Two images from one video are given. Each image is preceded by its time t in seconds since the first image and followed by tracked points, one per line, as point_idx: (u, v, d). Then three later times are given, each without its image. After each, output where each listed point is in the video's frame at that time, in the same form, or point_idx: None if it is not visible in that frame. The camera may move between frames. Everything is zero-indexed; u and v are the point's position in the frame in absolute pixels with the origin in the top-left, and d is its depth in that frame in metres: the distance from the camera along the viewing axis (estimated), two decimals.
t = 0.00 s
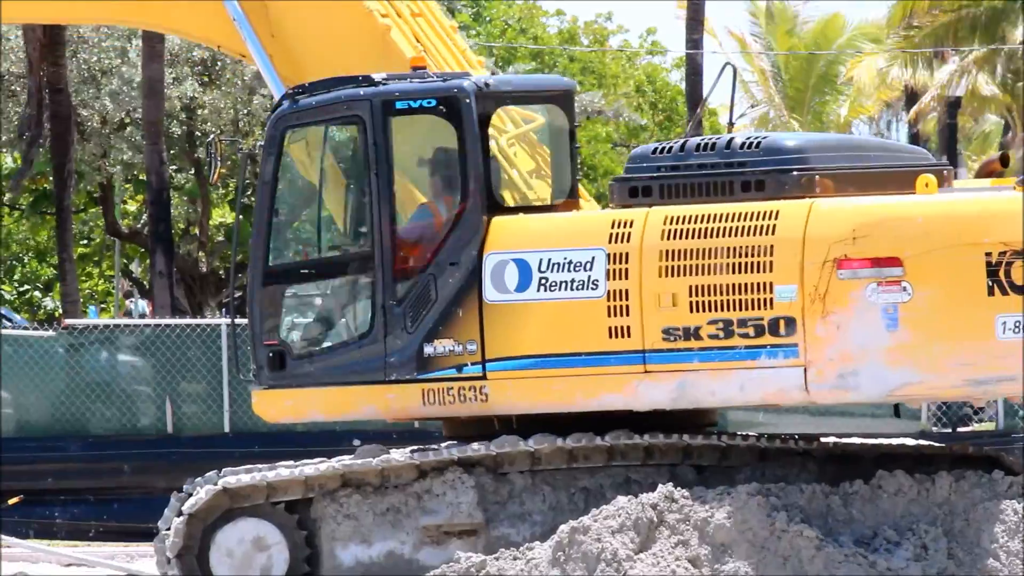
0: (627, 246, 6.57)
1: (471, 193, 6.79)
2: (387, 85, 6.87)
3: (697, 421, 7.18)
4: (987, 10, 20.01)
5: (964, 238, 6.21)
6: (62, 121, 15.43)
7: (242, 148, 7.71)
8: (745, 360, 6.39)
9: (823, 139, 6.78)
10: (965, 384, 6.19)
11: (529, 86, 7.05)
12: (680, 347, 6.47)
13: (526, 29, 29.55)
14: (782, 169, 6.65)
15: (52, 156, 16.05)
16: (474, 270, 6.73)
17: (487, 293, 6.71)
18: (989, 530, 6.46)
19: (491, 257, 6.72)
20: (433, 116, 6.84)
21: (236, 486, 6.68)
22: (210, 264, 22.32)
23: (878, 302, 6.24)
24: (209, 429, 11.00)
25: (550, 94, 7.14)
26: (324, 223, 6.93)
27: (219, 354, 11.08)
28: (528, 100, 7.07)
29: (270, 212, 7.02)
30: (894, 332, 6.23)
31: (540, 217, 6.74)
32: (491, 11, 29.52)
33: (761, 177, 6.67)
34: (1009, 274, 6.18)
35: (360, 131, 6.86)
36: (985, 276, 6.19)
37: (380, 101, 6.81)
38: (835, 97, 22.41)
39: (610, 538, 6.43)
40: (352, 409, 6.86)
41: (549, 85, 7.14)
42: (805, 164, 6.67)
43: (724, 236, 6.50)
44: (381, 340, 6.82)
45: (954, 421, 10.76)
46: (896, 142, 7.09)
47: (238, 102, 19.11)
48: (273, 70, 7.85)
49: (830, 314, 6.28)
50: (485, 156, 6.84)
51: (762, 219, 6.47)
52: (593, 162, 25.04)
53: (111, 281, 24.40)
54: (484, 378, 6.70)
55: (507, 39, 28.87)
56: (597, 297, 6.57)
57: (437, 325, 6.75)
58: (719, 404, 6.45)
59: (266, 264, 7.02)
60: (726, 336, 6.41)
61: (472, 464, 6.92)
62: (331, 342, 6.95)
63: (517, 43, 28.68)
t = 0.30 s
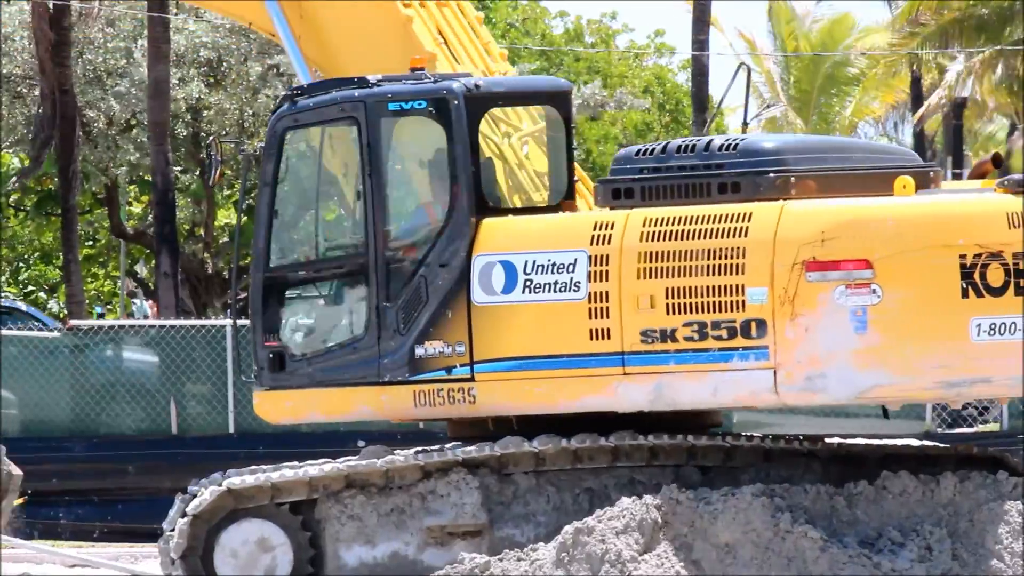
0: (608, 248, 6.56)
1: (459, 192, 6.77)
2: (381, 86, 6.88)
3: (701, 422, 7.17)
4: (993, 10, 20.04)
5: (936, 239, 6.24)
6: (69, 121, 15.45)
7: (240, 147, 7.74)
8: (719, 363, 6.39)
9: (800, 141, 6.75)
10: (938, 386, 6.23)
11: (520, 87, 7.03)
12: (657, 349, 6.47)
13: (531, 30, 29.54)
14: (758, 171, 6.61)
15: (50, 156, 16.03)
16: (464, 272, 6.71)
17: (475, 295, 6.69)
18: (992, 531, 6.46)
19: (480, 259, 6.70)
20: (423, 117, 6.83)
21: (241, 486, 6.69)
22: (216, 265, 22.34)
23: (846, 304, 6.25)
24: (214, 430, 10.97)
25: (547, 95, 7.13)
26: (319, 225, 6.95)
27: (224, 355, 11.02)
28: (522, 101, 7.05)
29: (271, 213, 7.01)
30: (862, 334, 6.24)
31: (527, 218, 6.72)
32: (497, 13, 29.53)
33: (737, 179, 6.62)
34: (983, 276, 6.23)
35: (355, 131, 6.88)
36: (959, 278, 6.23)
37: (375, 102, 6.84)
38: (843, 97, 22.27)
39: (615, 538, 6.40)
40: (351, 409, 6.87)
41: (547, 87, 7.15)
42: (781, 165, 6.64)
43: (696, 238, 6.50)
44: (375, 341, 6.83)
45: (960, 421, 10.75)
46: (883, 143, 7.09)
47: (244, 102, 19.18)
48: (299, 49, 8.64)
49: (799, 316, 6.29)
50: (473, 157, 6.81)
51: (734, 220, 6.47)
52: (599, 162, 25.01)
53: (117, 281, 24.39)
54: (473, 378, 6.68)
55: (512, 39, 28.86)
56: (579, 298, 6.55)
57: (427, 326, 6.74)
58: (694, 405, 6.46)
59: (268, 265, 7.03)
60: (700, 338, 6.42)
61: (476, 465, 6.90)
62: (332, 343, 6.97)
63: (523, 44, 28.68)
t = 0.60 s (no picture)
0: (579, 249, 6.57)
1: (442, 192, 6.77)
2: (370, 87, 6.92)
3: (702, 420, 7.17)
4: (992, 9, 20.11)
5: (894, 242, 6.23)
6: (70, 121, 15.46)
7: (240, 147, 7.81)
8: (680, 364, 6.39)
9: (764, 144, 6.81)
10: (896, 388, 6.20)
11: (505, 89, 7.04)
12: (626, 350, 6.46)
13: (532, 30, 29.54)
14: (722, 173, 6.65)
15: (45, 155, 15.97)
16: (447, 272, 6.72)
17: (456, 296, 6.70)
18: (993, 530, 6.45)
19: (460, 259, 6.71)
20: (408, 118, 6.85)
21: (242, 485, 6.70)
22: (217, 265, 22.36)
23: (800, 306, 6.24)
24: (215, 429, 10.93)
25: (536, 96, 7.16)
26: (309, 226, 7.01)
27: (225, 354, 11.01)
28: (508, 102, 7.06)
29: (270, 214, 7.09)
30: (817, 336, 6.23)
31: (508, 219, 6.73)
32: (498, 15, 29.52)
33: (701, 181, 6.67)
34: (944, 278, 6.22)
35: (345, 131, 6.92)
36: (919, 280, 6.21)
37: (363, 103, 6.88)
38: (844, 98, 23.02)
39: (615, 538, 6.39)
40: (341, 409, 6.87)
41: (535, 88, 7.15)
42: (747, 168, 6.68)
43: (656, 240, 6.51)
44: (364, 342, 6.85)
45: (961, 421, 10.74)
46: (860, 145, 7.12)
47: (245, 102, 19.23)
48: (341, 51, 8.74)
49: (753, 319, 6.28)
50: (456, 157, 6.82)
51: (695, 223, 6.48)
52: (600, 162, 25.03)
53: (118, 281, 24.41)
54: (455, 379, 6.69)
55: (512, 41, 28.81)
56: (552, 300, 6.55)
57: (415, 325, 6.75)
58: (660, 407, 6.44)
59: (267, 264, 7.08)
60: (663, 340, 6.42)
61: (477, 464, 6.90)
62: (329, 342, 6.99)
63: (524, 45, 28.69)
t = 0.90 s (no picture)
0: (540, 252, 6.55)
1: (416, 194, 6.80)
2: (355, 89, 6.98)
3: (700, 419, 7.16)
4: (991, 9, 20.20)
5: (839, 245, 6.24)
6: (68, 121, 15.45)
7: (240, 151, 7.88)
8: (629, 367, 6.38)
9: (719, 145, 6.75)
10: (839, 391, 6.21)
11: (485, 89, 7.08)
12: (582, 352, 6.45)
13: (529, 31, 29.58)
14: (673, 176, 6.63)
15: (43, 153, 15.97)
16: (422, 275, 6.72)
17: (430, 297, 6.70)
18: (991, 531, 6.47)
19: (436, 261, 6.71)
20: (386, 119, 6.89)
21: (240, 486, 6.69)
22: (215, 265, 22.39)
23: (740, 310, 6.23)
24: (214, 430, 10.95)
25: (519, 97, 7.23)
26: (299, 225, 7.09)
27: (223, 355, 11.02)
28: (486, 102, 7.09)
29: (265, 215, 7.13)
30: (757, 340, 6.22)
31: (482, 220, 6.73)
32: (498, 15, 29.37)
33: (653, 183, 6.65)
34: (892, 281, 6.23)
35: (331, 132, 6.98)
36: (864, 283, 6.22)
37: (347, 104, 6.93)
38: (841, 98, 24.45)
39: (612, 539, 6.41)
40: (328, 410, 6.88)
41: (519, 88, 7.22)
42: (699, 171, 6.64)
43: (606, 243, 6.48)
44: (348, 343, 6.87)
45: (960, 422, 10.88)
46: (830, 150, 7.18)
47: (243, 103, 19.25)
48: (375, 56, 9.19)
49: (694, 322, 6.27)
50: (431, 156, 6.83)
51: (641, 225, 6.46)
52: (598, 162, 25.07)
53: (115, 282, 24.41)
54: (429, 381, 6.69)
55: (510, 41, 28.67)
56: (515, 302, 6.54)
57: (394, 325, 6.75)
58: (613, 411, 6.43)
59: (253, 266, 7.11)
60: (614, 343, 6.40)
61: (475, 465, 6.89)
62: (320, 343, 7.00)
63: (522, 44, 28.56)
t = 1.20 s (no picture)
0: (497, 254, 6.53)
1: (392, 196, 6.83)
2: (339, 91, 7.00)
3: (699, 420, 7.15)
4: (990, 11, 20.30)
5: (773, 248, 6.17)
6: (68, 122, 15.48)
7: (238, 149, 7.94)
8: (570, 369, 6.34)
9: (665, 148, 6.75)
10: (771, 395, 6.14)
11: (464, 89, 7.18)
12: (532, 355, 6.41)
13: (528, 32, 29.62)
14: (616, 179, 6.57)
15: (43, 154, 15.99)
16: (396, 276, 6.74)
17: (403, 298, 6.71)
18: (989, 531, 6.47)
19: (410, 261, 6.72)
20: (364, 121, 6.92)
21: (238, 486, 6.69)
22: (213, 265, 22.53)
23: (668, 313, 6.19)
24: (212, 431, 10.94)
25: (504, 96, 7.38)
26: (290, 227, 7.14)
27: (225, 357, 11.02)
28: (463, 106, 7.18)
29: (266, 215, 7.23)
30: (685, 344, 6.18)
31: (456, 221, 6.73)
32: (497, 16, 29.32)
33: (597, 186, 6.59)
34: (827, 285, 6.13)
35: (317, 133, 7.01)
36: (799, 286, 6.13)
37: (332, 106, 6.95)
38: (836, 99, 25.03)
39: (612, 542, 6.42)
40: (318, 411, 6.94)
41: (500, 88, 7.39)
42: (644, 174, 6.62)
43: (554, 246, 6.44)
44: (336, 343, 6.89)
45: (957, 422, 11.12)
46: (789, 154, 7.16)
47: (242, 104, 19.30)
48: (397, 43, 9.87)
49: (623, 326, 6.24)
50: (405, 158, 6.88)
51: (582, 228, 6.42)
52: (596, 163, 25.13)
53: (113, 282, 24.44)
54: (403, 382, 6.68)
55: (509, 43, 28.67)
56: (474, 304, 6.52)
57: (375, 326, 6.76)
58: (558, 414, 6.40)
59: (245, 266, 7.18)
60: (558, 345, 6.36)
61: (474, 465, 6.88)
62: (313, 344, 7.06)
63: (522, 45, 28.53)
